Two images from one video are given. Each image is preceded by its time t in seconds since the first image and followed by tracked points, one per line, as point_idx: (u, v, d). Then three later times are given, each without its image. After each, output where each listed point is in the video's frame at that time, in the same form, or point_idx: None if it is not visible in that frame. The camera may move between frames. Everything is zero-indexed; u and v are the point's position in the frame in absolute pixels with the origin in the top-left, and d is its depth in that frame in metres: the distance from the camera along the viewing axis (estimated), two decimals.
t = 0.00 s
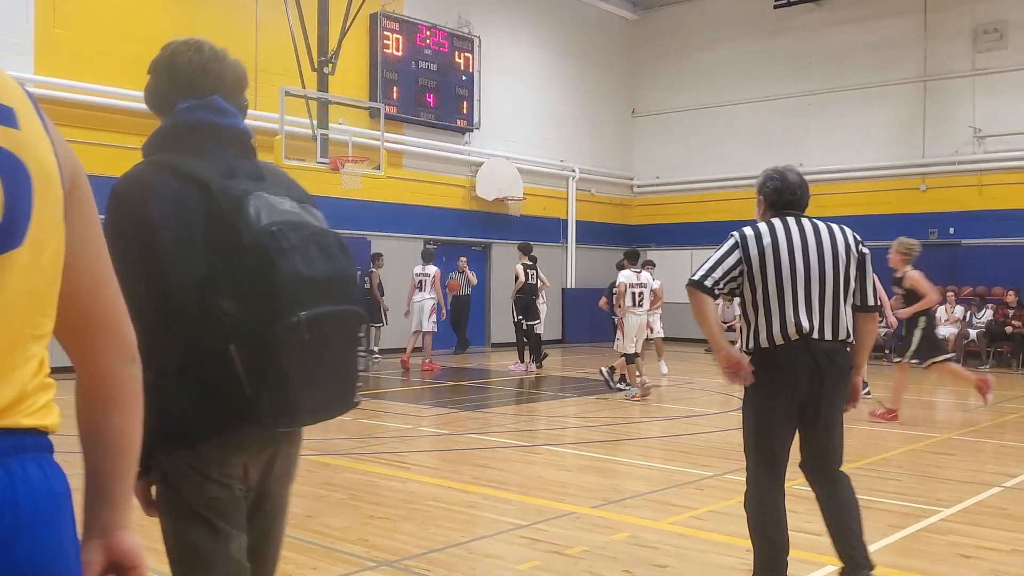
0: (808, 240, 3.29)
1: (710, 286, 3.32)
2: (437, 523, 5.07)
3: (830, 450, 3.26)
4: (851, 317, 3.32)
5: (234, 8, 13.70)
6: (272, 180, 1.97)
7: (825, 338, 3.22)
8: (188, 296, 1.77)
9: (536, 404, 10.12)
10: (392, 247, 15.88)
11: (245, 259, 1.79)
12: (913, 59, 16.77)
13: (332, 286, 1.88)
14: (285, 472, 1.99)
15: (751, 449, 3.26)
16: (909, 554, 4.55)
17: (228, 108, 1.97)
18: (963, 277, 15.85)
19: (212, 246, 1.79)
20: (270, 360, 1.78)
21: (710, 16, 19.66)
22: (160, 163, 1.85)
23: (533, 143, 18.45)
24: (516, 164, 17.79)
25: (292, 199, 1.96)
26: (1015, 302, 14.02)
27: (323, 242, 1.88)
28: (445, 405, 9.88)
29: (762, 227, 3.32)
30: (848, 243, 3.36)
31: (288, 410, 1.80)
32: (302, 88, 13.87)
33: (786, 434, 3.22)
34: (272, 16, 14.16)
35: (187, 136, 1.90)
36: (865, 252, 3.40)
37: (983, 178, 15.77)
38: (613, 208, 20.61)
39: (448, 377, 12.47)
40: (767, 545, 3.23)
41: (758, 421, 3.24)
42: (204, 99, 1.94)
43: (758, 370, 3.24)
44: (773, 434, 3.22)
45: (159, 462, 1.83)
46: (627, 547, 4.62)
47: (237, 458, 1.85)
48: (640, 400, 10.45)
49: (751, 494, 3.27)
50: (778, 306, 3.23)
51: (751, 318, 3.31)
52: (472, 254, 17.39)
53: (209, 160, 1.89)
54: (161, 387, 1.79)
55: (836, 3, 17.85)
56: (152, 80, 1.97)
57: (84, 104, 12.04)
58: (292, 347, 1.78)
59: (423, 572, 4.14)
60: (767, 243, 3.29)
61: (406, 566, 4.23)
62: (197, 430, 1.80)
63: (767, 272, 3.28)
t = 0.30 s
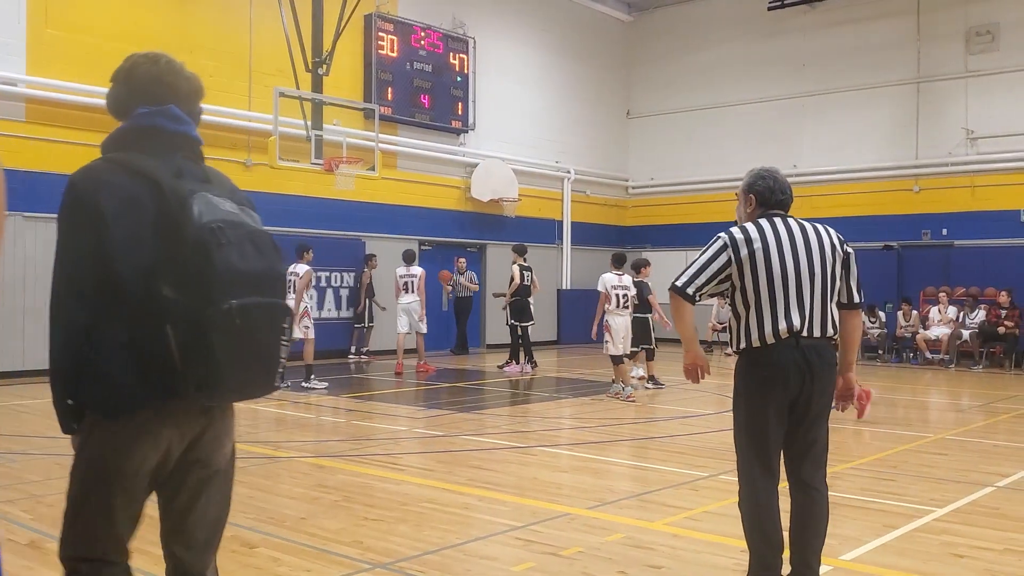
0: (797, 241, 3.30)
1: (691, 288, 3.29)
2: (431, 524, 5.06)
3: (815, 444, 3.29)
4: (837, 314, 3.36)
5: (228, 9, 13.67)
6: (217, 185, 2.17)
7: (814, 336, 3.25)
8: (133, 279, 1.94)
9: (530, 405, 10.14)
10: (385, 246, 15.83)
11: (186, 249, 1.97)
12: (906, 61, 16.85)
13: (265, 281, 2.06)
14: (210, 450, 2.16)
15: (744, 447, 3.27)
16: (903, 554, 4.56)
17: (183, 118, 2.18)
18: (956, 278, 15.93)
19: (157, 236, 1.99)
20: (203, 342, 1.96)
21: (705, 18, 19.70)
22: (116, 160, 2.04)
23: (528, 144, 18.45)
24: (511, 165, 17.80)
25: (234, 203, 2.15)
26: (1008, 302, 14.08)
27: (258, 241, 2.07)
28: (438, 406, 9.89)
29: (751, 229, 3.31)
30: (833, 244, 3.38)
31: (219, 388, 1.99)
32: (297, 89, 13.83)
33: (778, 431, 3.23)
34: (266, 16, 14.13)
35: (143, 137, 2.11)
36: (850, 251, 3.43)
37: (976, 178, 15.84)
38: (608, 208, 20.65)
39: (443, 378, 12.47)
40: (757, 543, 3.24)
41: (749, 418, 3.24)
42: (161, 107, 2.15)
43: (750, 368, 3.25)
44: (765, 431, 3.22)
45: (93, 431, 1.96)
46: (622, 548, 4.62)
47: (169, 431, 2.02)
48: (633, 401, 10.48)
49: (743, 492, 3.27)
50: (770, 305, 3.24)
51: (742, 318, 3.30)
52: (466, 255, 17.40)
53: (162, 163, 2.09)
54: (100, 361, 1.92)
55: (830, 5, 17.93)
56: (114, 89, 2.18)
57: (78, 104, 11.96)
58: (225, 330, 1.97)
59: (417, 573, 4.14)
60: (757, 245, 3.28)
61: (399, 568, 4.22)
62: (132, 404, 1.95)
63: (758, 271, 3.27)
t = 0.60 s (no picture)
0: (801, 242, 3.28)
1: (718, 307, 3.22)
2: (430, 524, 5.06)
3: (813, 444, 3.30)
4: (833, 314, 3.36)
5: (228, 9, 13.68)
6: (145, 197, 2.16)
7: (816, 336, 3.26)
8: (58, 292, 1.98)
9: (529, 405, 10.14)
10: (383, 246, 15.84)
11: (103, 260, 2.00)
12: (905, 61, 16.83)
13: (182, 289, 2.06)
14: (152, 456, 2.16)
15: (743, 448, 3.26)
16: (903, 554, 4.56)
17: (108, 140, 2.17)
18: (955, 278, 15.91)
19: (77, 249, 2.00)
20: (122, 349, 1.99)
21: (703, 18, 19.70)
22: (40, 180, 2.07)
23: (526, 144, 18.45)
24: (509, 166, 17.81)
25: (160, 215, 2.14)
26: (1007, 302, 14.05)
27: (174, 250, 2.07)
28: (436, 406, 9.90)
29: (758, 230, 3.27)
30: (831, 243, 3.39)
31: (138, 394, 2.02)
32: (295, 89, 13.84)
33: (776, 431, 3.23)
34: (265, 16, 14.15)
35: (67, 161, 2.11)
36: (846, 251, 3.44)
37: (975, 178, 15.84)
38: (606, 209, 20.65)
39: (442, 378, 12.47)
40: (758, 546, 3.23)
41: (749, 419, 3.24)
42: (86, 133, 2.16)
43: (748, 367, 3.24)
44: (763, 432, 3.23)
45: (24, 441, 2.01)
46: (620, 548, 4.62)
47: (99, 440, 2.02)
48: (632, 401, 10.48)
49: (744, 493, 3.26)
50: (770, 304, 3.22)
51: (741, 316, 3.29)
52: (465, 255, 17.42)
53: (85, 182, 2.10)
54: (29, 375, 1.98)
55: (829, 5, 17.91)
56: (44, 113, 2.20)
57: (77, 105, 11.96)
58: (140, 339, 1.99)
59: (416, 573, 4.14)
60: (764, 246, 3.24)
61: (398, 568, 4.22)
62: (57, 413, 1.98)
63: (760, 269, 3.23)
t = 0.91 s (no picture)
0: (802, 242, 3.29)
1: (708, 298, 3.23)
2: (429, 525, 5.06)
3: (812, 443, 3.30)
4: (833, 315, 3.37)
5: (225, 10, 13.69)
6: (51, 193, 1.99)
7: (817, 336, 3.27)
8: None
9: (527, 405, 10.15)
10: (381, 246, 15.84)
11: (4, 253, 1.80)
12: (902, 60, 16.84)
13: (89, 284, 1.91)
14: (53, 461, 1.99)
15: (744, 447, 3.26)
16: (901, 554, 4.56)
17: (16, 140, 2.01)
18: (952, 278, 15.92)
19: None
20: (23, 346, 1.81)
21: (700, 18, 19.71)
22: None
23: (523, 144, 18.46)
24: (507, 166, 17.81)
25: (68, 211, 1.98)
26: (1004, 302, 14.05)
27: (80, 245, 1.91)
28: (434, 406, 9.91)
29: (760, 231, 3.26)
30: (832, 243, 3.39)
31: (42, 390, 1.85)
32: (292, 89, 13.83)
33: (777, 431, 3.23)
34: (263, 17, 14.17)
35: None
36: (846, 251, 3.44)
37: (972, 178, 15.84)
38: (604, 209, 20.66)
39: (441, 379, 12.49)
40: (757, 546, 3.23)
41: (750, 418, 3.24)
42: None
43: (750, 366, 3.23)
44: (765, 432, 3.22)
45: None
46: (619, 548, 4.62)
47: None
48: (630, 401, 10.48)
49: (744, 493, 3.25)
50: (771, 303, 3.22)
51: (742, 315, 3.29)
52: (463, 255, 17.42)
53: None
54: None
55: (826, 5, 17.93)
56: None
57: (76, 106, 11.96)
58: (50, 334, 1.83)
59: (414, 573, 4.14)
60: (765, 247, 3.24)
61: (396, 568, 4.22)
62: None
63: (762, 268, 3.23)
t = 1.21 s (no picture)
0: (800, 242, 3.28)
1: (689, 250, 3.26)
2: (426, 525, 5.06)
3: (807, 444, 3.30)
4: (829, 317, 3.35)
5: (222, 9, 13.68)
6: None
7: (811, 337, 3.26)
8: None
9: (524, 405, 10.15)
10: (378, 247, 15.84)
11: None
12: (900, 60, 16.84)
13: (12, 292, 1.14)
14: None
15: (739, 449, 3.26)
16: (897, 553, 4.56)
17: None
18: (949, 278, 15.95)
19: None
20: None
21: (698, 18, 19.73)
22: None
23: (521, 144, 18.47)
24: (505, 166, 17.80)
25: None
26: (1001, 302, 14.09)
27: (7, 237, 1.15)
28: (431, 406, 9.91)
29: (758, 227, 3.26)
30: (833, 246, 3.38)
31: None
32: (290, 89, 13.82)
33: (772, 431, 3.23)
34: (260, 17, 14.16)
35: None
36: (848, 255, 3.41)
37: (969, 178, 15.85)
38: (601, 208, 20.67)
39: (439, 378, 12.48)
40: (752, 547, 3.22)
41: (744, 419, 3.24)
42: None
43: (745, 366, 3.23)
44: (759, 433, 3.23)
45: None
46: (616, 548, 4.63)
47: None
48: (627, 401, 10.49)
49: (739, 494, 3.25)
50: (765, 303, 3.22)
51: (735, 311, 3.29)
52: (460, 255, 17.43)
53: None
54: None
55: (824, 5, 17.93)
56: None
57: (74, 105, 11.94)
58: None
59: (411, 573, 4.14)
60: (762, 242, 3.24)
61: (394, 568, 4.21)
62: None
63: (757, 268, 3.23)
